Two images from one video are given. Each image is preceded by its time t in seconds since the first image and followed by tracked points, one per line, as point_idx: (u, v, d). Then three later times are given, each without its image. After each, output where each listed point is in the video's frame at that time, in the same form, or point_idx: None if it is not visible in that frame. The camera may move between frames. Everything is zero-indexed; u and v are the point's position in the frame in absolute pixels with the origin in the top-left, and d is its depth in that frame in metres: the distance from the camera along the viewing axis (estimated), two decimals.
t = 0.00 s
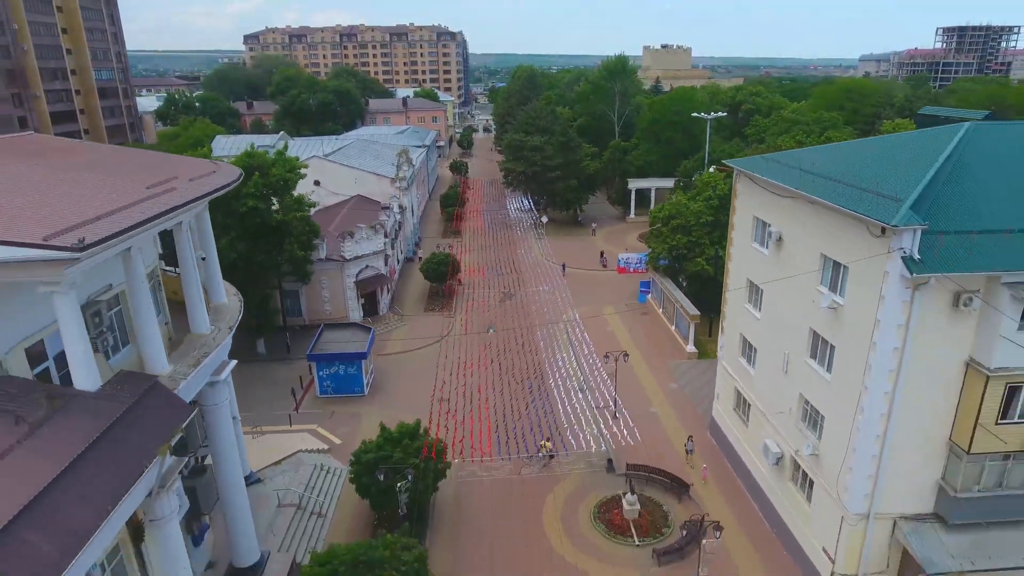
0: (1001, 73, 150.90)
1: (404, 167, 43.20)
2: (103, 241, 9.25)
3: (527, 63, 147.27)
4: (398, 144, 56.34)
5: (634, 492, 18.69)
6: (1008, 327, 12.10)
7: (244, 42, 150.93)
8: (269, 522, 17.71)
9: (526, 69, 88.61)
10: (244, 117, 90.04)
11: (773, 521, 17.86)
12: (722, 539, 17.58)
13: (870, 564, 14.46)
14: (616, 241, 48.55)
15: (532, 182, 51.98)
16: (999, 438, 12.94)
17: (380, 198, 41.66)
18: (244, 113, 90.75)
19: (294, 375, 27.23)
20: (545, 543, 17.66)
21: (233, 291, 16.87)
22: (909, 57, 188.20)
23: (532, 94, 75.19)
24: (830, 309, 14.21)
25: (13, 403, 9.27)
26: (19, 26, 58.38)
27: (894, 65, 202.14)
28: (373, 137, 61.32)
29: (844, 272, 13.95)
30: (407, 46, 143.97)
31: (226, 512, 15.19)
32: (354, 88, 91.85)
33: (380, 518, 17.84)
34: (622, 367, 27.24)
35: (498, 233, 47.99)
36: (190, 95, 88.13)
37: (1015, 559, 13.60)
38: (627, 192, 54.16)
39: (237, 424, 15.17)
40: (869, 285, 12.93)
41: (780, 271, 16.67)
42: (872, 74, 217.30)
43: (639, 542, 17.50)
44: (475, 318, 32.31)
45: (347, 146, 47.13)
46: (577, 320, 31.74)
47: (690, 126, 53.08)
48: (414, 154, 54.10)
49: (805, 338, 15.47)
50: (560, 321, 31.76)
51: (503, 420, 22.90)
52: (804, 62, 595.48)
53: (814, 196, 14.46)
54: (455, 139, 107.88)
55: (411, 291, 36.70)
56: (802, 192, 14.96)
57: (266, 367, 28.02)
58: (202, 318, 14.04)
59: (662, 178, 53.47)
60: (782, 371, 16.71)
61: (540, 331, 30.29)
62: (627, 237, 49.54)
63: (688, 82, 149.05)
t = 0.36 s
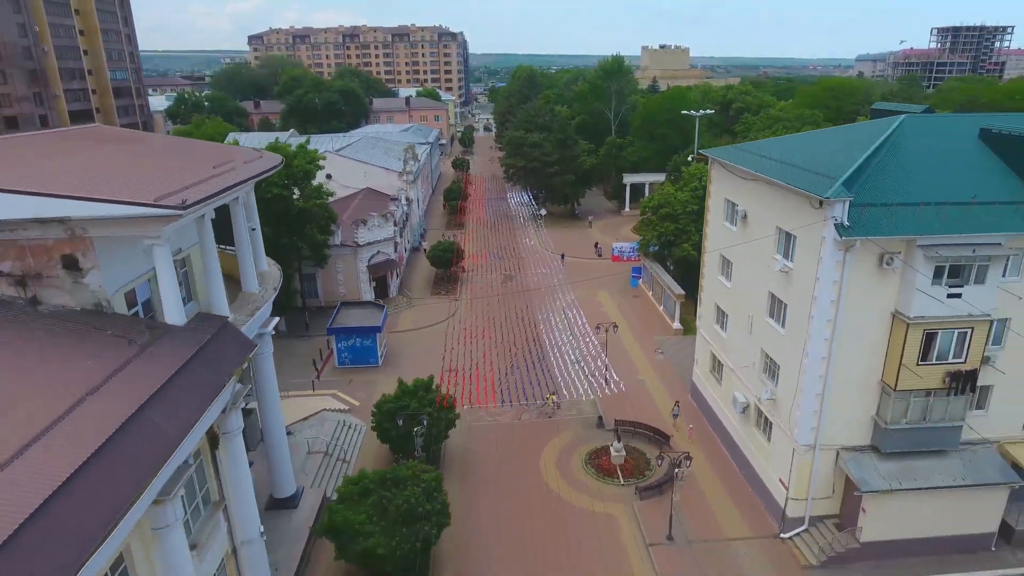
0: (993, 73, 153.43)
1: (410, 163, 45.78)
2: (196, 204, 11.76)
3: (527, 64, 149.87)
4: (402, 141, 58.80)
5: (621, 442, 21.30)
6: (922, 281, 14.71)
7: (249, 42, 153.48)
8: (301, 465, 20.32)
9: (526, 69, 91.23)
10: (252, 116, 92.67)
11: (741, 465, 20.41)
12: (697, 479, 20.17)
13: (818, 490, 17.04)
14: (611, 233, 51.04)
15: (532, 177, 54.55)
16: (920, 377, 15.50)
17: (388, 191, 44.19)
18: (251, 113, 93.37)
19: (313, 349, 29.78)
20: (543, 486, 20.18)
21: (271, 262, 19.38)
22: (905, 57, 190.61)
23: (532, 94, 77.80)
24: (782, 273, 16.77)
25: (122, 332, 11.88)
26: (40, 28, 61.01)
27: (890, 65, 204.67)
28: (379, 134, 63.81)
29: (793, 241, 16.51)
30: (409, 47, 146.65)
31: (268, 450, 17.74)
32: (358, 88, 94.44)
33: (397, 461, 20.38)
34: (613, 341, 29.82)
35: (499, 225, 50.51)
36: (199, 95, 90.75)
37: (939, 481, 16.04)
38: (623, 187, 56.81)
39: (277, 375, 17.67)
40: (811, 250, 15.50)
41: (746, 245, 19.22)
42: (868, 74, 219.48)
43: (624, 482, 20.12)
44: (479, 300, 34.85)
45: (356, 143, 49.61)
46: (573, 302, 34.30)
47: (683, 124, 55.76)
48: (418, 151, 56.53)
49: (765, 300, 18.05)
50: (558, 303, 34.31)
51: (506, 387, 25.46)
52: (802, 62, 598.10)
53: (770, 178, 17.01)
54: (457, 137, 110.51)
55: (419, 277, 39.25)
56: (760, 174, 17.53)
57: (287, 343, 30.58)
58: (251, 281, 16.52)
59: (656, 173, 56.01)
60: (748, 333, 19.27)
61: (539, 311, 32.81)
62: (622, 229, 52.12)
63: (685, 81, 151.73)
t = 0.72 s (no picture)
0: (985, 73, 156.30)
1: (416, 157, 48.55)
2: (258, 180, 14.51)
3: (526, 64, 152.71)
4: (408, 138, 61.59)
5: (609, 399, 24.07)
6: (858, 249, 17.51)
7: (253, 43, 156.23)
8: (327, 418, 23.13)
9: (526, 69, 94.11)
10: (260, 115, 95.47)
11: (715, 418, 23.17)
12: (676, 430, 22.98)
13: (776, 432, 19.82)
14: (607, 224, 53.81)
15: (532, 173, 57.34)
16: (860, 331, 18.26)
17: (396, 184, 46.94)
18: (259, 112, 96.16)
19: (331, 326, 32.53)
20: (541, 438, 22.90)
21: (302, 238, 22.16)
22: (900, 57, 193.35)
23: (531, 93, 80.65)
24: (745, 245, 19.54)
25: (198, 283, 14.66)
26: (61, 30, 63.73)
27: (884, 65, 207.62)
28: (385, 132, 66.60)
29: (754, 217, 19.28)
30: (410, 47, 149.55)
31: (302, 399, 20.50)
32: (363, 88, 97.29)
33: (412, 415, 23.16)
34: (605, 319, 32.56)
35: (500, 218, 53.33)
36: (208, 95, 93.57)
37: (877, 420, 18.79)
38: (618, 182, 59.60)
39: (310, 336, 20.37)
40: (768, 223, 18.25)
41: (718, 224, 22.01)
42: (864, 74, 222.40)
43: (612, 432, 22.90)
44: (482, 284, 37.61)
45: (364, 139, 52.39)
46: (569, 285, 37.06)
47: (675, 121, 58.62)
48: (423, 147, 59.33)
49: (733, 270, 20.81)
50: (555, 286, 37.07)
51: (508, 356, 28.23)
52: (800, 62, 601.25)
53: (735, 164, 19.79)
54: (458, 136, 113.39)
55: (425, 264, 42.05)
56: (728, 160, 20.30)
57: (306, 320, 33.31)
58: (290, 251, 19.29)
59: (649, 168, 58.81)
60: (719, 300, 22.02)
61: (538, 293, 35.55)
62: (617, 221, 54.91)
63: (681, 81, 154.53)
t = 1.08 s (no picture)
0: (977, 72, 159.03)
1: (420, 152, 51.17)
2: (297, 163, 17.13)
3: (525, 63, 155.46)
4: (412, 135, 64.26)
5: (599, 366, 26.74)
6: (812, 225, 20.16)
7: (258, 43, 158.81)
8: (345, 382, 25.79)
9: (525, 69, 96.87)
10: (266, 113, 98.07)
11: (694, 382, 25.83)
12: (659, 393, 25.61)
13: (745, 389, 22.48)
14: (602, 217, 56.49)
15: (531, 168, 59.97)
16: (816, 298, 20.90)
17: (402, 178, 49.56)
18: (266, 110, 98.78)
19: (345, 307, 35.14)
20: (539, 400, 25.48)
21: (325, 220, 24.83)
22: (895, 56, 195.97)
23: (530, 93, 83.39)
24: (718, 224, 22.21)
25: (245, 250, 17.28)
26: (78, 32, 66.25)
27: (879, 64, 210.42)
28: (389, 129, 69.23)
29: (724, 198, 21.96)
30: (412, 47, 152.27)
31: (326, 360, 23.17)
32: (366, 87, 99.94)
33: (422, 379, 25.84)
34: (598, 300, 35.19)
35: (500, 211, 55.98)
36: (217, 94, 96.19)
37: (832, 377, 21.43)
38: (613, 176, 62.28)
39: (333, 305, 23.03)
40: (736, 203, 20.90)
41: (696, 206, 24.70)
42: (859, 74, 225.14)
43: (601, 394, 25.57)
44: (484, 270, 40.29)
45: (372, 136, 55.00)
46: (565, 270, 39.72)
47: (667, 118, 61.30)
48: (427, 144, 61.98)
49: (708, 246, 23.50)
50: (552, 271, 39.75)
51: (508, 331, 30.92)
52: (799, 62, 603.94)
53: (708, 152, 22.44)
54: (459, 134, 116.09)
55: (430, 252, 44.74)
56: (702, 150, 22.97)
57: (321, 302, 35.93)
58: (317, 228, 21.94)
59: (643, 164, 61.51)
60: (697, 275, 24.70)
61: (536, 278, 38.24)
62: (612, 213, 57.59)
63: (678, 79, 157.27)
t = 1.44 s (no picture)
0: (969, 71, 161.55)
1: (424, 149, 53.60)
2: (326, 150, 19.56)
3: (525, 63, 157.87)
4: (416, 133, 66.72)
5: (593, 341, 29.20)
6: (782, 208, 22.61)
7: (262, 43, 161.13)
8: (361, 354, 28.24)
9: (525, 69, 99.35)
10: (272, 112, 100.45)
11: (679, 354, 28.31)
12: (647, 364, 28.09)
13: (724, 357, 24.94)
14: (599, 210, 58.99)
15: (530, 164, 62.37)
16: (786, 273, 23.36)
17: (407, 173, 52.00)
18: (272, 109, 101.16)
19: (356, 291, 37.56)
20: (538, 371, 27.95)
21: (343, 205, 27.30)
22: (890, 57, 198.34)
23: (530, 92, 85.87)
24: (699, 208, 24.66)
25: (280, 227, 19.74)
26: (95, 34, 68.64)
27: (875, 64, 212.90)
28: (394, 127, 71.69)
29: (704, 185, 24.42)
30: (414, 48, 154.68)
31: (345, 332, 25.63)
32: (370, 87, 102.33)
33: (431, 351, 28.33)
34: (594, 284, 37.64)
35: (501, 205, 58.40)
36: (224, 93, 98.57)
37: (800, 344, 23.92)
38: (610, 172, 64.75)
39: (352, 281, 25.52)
40: (714, 188, 23.35)
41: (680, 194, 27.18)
42: (855, 74, 227.61)
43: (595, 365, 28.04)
44: (486, 258, 42.73)
45: (378, 133, 57.43)
46: (563, 258, 42.18)
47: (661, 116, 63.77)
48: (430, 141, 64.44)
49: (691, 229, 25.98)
50: (550, 259, 42.20)
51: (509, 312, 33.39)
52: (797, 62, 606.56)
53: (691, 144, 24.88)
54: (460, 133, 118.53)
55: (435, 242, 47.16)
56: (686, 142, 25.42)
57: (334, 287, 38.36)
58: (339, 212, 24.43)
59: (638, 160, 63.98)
60: (682, 256, 27.17)
61: (535, 265, 40.69)
62: (609, 207, 60.05)
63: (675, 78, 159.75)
